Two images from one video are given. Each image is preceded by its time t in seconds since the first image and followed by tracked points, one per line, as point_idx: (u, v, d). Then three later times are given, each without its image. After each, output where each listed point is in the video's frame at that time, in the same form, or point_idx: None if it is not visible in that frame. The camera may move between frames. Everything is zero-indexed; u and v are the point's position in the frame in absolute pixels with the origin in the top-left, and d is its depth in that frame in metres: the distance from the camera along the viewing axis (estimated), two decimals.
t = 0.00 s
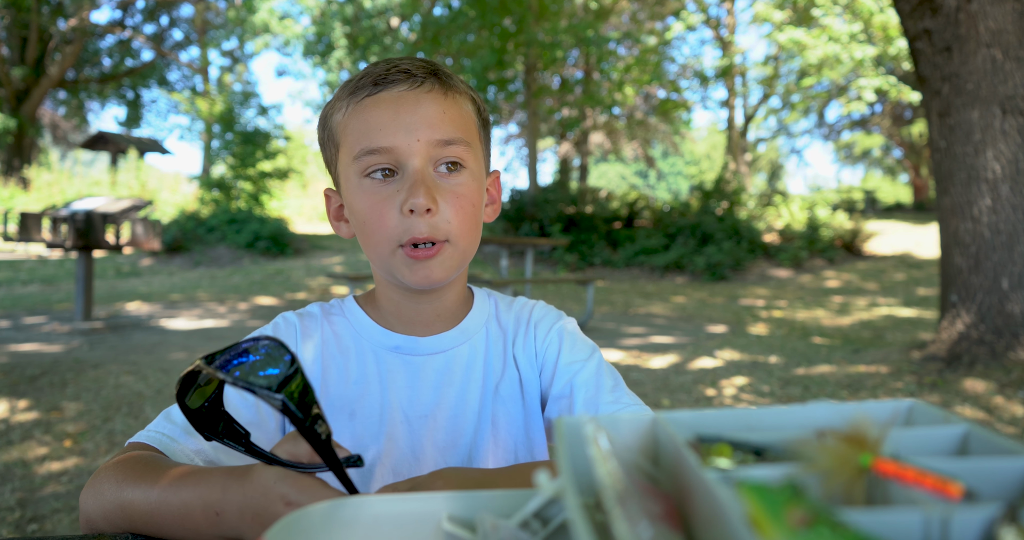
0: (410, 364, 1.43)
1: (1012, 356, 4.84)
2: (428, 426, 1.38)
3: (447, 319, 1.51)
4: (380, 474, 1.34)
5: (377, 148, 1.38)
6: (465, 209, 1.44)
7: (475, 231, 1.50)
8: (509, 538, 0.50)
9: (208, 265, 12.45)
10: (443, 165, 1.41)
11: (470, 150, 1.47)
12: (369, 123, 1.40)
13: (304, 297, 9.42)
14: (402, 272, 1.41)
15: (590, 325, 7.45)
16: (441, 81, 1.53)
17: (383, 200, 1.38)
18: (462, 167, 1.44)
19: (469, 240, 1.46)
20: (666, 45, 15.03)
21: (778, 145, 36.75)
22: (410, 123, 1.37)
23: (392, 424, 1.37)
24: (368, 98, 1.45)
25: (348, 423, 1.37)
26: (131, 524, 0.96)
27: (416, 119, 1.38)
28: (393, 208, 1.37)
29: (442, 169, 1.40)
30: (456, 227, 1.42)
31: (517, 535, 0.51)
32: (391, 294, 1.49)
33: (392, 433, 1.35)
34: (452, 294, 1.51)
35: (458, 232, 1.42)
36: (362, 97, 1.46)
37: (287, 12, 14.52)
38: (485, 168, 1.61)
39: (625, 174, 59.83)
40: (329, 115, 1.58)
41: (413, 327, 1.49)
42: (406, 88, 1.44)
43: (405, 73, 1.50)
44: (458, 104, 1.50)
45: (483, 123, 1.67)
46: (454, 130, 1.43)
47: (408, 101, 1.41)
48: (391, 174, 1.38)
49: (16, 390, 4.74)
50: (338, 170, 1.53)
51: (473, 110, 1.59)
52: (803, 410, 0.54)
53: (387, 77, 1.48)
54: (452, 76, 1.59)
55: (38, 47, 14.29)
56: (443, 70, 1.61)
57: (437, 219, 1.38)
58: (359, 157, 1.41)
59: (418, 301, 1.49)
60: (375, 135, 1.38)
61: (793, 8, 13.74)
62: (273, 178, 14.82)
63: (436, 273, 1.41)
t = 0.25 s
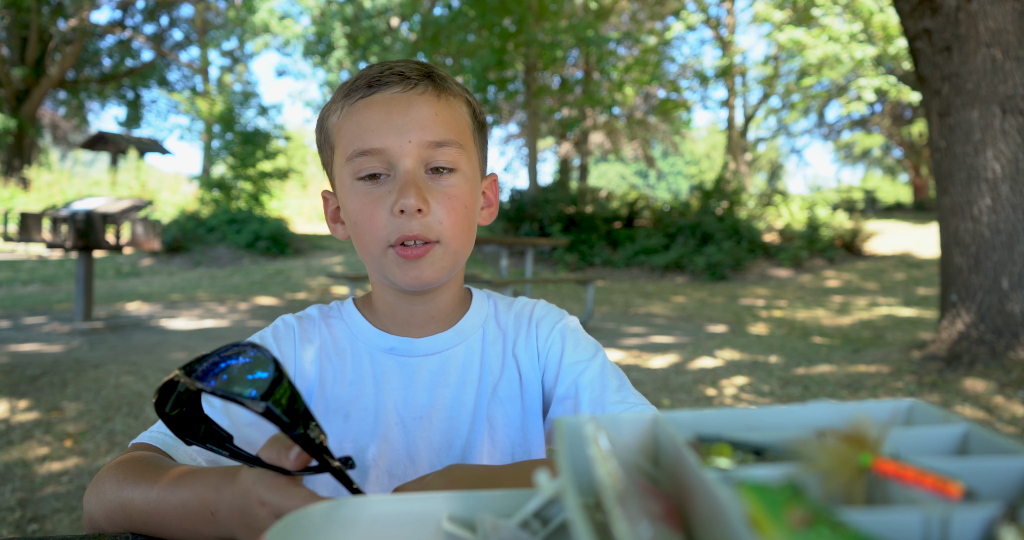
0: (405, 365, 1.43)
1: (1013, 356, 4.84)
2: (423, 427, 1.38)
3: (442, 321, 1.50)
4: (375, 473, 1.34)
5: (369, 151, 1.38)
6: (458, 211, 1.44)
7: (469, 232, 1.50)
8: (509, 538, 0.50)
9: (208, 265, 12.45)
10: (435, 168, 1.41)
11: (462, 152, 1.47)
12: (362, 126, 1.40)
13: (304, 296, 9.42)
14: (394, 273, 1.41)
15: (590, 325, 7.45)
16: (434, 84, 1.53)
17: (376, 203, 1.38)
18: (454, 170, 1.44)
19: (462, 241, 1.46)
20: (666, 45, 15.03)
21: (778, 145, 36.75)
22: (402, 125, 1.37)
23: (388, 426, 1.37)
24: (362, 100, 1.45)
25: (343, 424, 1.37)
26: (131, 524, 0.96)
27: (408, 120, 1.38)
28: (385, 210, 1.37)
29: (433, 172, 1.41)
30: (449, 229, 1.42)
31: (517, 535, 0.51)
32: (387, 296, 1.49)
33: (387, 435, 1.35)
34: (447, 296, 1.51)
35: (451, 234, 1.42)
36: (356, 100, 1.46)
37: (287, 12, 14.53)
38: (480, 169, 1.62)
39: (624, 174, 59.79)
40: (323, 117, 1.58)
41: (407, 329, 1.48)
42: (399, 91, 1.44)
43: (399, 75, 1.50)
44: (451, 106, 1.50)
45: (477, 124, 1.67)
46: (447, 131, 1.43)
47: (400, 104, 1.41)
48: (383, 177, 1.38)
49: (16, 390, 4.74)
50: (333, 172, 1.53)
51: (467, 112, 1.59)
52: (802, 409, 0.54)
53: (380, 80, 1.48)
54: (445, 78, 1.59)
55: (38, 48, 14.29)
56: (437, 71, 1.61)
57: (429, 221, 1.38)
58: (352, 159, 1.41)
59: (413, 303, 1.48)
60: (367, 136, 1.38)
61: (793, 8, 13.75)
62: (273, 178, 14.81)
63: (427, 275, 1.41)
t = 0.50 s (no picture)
0: (408, 372, 1.43)
1: (1012, 356, 4.84)
2: (426, 433, 1.39)
3: (444, 326, 1.50)
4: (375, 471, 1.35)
5: (371, 159, 1.38)
6: (458, 219, 1.44)
7: (470, 239, 1.50)
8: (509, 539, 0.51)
9: (209, 265, 12.44)
10: (435, 176, 1.41)
11: (463, 161, 1.47)
12: (365, 134, 1.40)
13: (304, 297, 9.42)
14: (394, 281, 1.41)
15: (590, 326, 7.45)
16: (437, 93, 1.53)
17: (376, 211, 1.38)
18: (455, 178, 1.44)
19: (463, 248, 1.46)
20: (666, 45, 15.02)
21: (778, 145, 36.75)
22: (403, 134, 1.38)
23: (392, 432, 1.38)
24: (365, 109, 1.45)
25: (349, 430, 1.38)
26: (139, 526, 0.96)
27: (410, 130, 1.39)
28: (385, 218, 1.37)
29: (433, 180, 1.41)
30: (449, 237, 1.42)
31: (518, 535, 0.51)
32: (389, 302, 1.49)
33: (392, 439, 1.36)
34: (450, 302, 1.51)
35: (451, 241, 1.42)
36: (359, 109, 1.46)
37: (287, 12, 14.54)
38: (482, 177, 1.62)
39: (624, 174, 59.88)
40: (329, 127, 1.60)
41: (410, 335, 1.49)
42: (401, 100, 1.45)
43: (402, 85, 1.51)
44: (453, 116, 1.50)
45: (480, 133, 1.67)
46: (447, 140, 1.43)
47: (403, 114, 1.41)
48: (383, 185, 1.39)
49: (17, 390, 4.74)
50: (336, 180, 1.54)
51: (470, 122, 1.59)
52: (803, 410, 0.54)
53: (383, 89, 1.49)
54: (448, 87, 1.60)
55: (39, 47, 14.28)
56: (440, 81, 1.61)
57: (429, 228, 1.38)
58: (354, 167, 1.41)
59: (414, 308, 1.48)
60: (369, 145, 1.38)
61: (793, 9, 13.76)
62: (273, 178, 14.82)
63: (427, 282, 1.41)
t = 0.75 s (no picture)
0: (411, 374, 1.43)
1: (1012, 356, 4.84)
2: (429, 435, 1.39)
3: (447, 329, 1.50)
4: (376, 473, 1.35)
5: (371, 161, 1.38)
6: (459, 221, 1.44)
7: (472, 241, 1.49)
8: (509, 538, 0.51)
9: (209, 265, 12.45)
10: (435, 179, 1.41)
11: (465, 163, 1.47)
12: (366, 136, 1.41)
13: (305, 297, 9.42)
14: (394, 283, 1.41)
15: (590, 325, 7.45)
16: (440, 96, 1.53)
17: (376, 212, 1.38)
18: (456, 180, 1.44)
19: (464, 250, 1.46)
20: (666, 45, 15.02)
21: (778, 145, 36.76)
22: (404, 136, 1.38)
23: (395, 434, 1.38)
24: (368, 112, 1.46)
25: (352, 432, 1.38)
26: (140, 524, 0.96)
27: (410, 132, 1.39)
28: (385, 219, 1.37)
29: (434, 182, 1.40)
30: (449, 238, 1.41)
31: (517, 534, 0.51)
32: (392, 304, 1.50)
33: (395, 441, 1.36)
34: (453, 304, 1.51)
35: (451, 244, 1.42)
36: (363, 112, 1.47)
37: (287, 12, 14.54)
38: (485, 180, 1.61)
39: (624, 174, 59.93)
40: (334, 130, 1.60)
41: (414, 337, 1.49)
42: (403, 103, 1.45)
43: (405, 88, 1.51)
44: (455, 118, 1.50)
45: (485, 136, 1.67)
46: (448, 143, 1.43)
47: (404, 116, 1.41)
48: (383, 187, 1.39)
49: (17, 390, 4.73)
50: (340, 182, 1.54)
51: (473, 125, 1.58)
52: (802, 410, 0.54)
53: (386, 92, 1.49)
54: (452, 90, 1.60)
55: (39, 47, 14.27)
56: (443, 83, 1.61)
57: (428, 230, 1.38)
58: (356, 169, 1.41)
59: (416, 310, 1.49)
60: (369, 147, 1.39)
61: (793, 9, 13.75)
62: (273, 178, 14.82)
63: (428, 284, 1.41)
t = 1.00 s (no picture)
0: (413, 374, 1.43)
1: (1013, 357, 4.84)
2: (432, 435, 1.39)
3: (450, 330, 1.51)
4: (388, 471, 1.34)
5: (372, 160, 1.38)
6: (459, 222, 1.43)
7: (473, 242, 1.49)
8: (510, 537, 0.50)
9: (209, 265, 12.45)
10: (436, 179, 1.40)
11: (467, 163, 1.46)
12: (368, 135, 1.41)
13: (305, 297, 9.42)
14: (394, 283, 1.41)
15: (590, 326, 7.46)
16: (443, 95, 1.53)
17: (376, 212, 1.38)
18: (457, 180, 1.44)
19: (464, 251, 1.45)
20: (667, 45, 15.04)
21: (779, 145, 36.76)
22: (404, 137, 1.37)
23: (396, 434, 1.38)
24: (370, 110, 1.46)
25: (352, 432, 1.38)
26: (138, 524, 0.96)
27: (411, 132, 1.38)
28: (384, 219, 1.37)
29: (435, 183, 1.40)
30: (448, 239, 1.41)
31: (518, 535, 0.51)
32: (394, 304, 1.50)
33: (396, 442, 1.36)
34: (456, 305, 1.51)
35: (450, 245, 1.42)
36: (365, 110, 1.47)
37: (287, 12, 14.56)
38: (487, 180, 1.61)
39: (625, 174, 60.00)
40: (338, 129, 1.60)
41: (416, 338, 1.50)
42: (406, 102, 1.45)
43: (407, 86, 1.51)
44: (457, 118, 1.50)
45: (488, 136, 1.67)
46: (449, 143, 1.43)
47: (406, 115, 1.41)
48: (384, 187, 1.38)
49: (17, 390, 4.74)
50: (342, 180, 1.54)
51: (476, 124, 1.58)
52: (804, 409, 0.54)
53: (388, 91, 1.49)
54: (455, 89, 1.59)
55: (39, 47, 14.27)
56: (446, 81, 1.61)
57: (426, 232, 1.38)
58: (357, 168, 1.41)
59: (418, 310, 1.49)
60: (370, 147, 1.39)
61: (794, 9, 13.75)
62: (273, 178, 14.83)
63: (426, 284, 1.41)
